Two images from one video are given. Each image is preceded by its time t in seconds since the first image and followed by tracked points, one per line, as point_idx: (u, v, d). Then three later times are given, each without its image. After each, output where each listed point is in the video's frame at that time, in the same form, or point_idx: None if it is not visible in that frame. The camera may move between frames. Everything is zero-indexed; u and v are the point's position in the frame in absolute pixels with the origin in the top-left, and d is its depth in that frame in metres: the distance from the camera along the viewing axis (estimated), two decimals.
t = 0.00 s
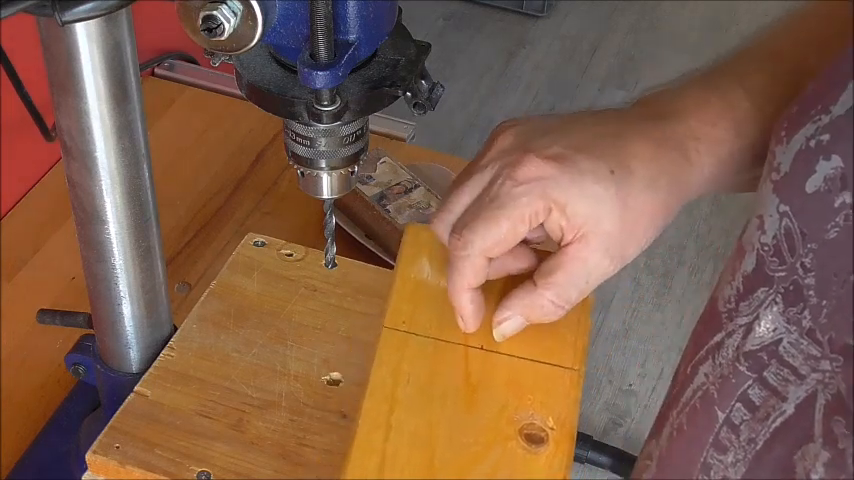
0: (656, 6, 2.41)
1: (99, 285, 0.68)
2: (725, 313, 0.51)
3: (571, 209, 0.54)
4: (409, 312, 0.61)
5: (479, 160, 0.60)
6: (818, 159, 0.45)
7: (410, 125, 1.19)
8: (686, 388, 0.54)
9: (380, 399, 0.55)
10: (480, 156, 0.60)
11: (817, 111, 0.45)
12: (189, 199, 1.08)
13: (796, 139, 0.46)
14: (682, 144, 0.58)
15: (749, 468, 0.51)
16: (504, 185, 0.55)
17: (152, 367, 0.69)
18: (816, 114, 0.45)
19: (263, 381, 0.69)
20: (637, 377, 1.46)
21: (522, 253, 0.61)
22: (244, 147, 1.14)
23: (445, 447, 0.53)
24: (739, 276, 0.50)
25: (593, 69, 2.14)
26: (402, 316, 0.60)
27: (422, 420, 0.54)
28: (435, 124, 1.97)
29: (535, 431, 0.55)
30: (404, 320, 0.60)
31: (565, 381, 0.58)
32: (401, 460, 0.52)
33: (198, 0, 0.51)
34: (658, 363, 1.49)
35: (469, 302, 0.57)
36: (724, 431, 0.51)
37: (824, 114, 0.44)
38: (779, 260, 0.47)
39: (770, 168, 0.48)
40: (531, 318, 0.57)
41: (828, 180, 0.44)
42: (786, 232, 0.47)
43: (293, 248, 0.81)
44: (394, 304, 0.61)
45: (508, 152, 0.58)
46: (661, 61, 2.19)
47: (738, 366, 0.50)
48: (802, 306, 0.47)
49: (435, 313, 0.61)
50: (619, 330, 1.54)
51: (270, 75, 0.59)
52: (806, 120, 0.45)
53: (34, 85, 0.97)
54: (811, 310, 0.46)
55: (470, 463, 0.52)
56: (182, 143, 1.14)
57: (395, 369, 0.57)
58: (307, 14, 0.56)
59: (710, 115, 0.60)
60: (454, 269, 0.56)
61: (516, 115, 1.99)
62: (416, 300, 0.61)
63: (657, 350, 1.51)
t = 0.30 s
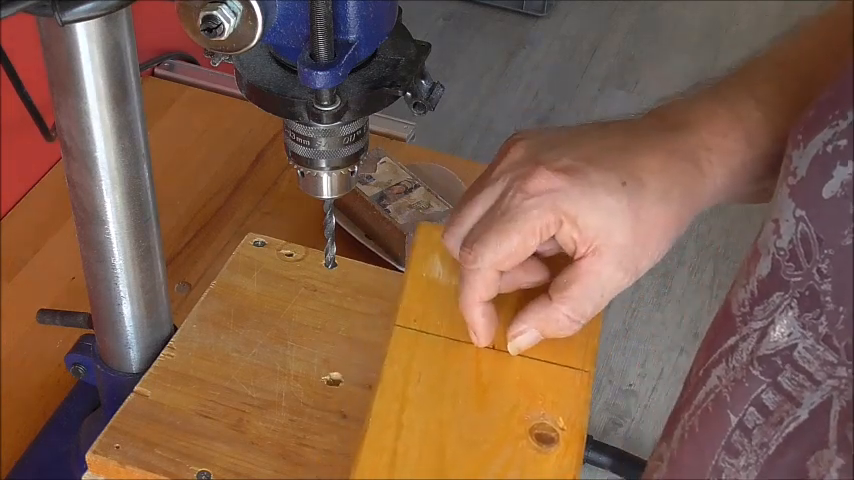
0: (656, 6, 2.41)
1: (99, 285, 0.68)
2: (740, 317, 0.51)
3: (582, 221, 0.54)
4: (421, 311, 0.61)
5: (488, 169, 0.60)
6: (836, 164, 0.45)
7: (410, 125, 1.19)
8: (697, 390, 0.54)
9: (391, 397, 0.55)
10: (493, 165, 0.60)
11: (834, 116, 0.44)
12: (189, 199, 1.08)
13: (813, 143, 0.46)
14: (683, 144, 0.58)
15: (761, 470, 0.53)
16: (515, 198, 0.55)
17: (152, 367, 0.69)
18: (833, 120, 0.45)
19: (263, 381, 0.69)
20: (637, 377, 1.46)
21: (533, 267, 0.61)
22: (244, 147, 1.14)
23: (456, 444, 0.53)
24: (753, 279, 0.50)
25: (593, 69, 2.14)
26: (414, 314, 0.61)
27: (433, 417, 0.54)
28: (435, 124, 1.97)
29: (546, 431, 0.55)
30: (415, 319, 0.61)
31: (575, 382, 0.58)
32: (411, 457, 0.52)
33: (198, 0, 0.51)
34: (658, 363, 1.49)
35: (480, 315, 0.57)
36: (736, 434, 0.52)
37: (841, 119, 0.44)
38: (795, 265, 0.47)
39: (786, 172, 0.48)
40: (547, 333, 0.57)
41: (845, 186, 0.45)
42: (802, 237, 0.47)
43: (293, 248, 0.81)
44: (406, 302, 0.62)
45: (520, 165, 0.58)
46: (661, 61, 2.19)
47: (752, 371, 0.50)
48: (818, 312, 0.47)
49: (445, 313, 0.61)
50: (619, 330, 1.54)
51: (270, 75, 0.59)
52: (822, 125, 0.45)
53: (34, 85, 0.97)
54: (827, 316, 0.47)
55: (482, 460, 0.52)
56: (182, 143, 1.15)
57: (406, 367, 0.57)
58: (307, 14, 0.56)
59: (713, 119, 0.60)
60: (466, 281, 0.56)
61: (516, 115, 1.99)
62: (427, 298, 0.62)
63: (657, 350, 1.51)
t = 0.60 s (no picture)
0: (656, 6, 2.41)
1: (99, 285, 0.68)
2: (743, 323, 0.51)
3: (582, 230, 0.54)
4: (423, 320, 0.61)
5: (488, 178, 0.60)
6: (839, 171, 0.45)
7: (410, 125, 1.19)
8: (701, 396, 0.54)
9: (394, 405, 0.55)
10: (493, 174, 0.60)
11: (838, 122, 0.45)
12: (189, 199, 1.08)
13: (817, 148, 0.46)
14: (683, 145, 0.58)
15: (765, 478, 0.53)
16: (514, 207, 0.56)
17: (152, 367, 0.69)
18: (837, 126, 0.45)
19: (263, 381, 0.69)
20: (637, 377, 1.46)
21: (536, 275, 0.61)
22: (245, 147, 1.14)
23: (458, 453, 0.53)
24: (756, 286, 0.50)
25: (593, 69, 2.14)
26: (416, 324, 0.61)
27: (435, 426, 0.54)
28: (435, 124, 1.97)
29: (548, 440, 0.54)
30: (418, 328, 0.61)
31: (578, 392, 0.58)
32: (414, 465, 0.52)
33: (198, 0, 0.51)
34: (658, 362, 1.49)
35: (480, 324, 0.58)
36: (740, 441, 0.52)
37: (845, 125, 0.44)
38: (798, 271, 0.48)
39: (789, 178, 0.48)
40: (549, 343, 0.57)
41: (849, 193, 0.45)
42: (806, 244, 0.47)
43: (293, 248, 0.81)
44: (408, 311, 0.62)
45: (518, 175, 0.58)
46: (661, 62, 2.19)
47: (755, 378, 0.50)
48: (822, 319, 0.47)
49: (447, 322, 0.61)
50: (619, 330, 1.54)
51: (270, 75, 0.59)
52: (825, 131, 0.45)
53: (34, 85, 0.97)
54: (831, 324, 0.47)
55: (484, 469, 0.52)
56: (182, 143, 1.15)
57: (409, 376, 0.57)
58: (307, 14, 0.56)
59: (714, 124, 0.59)
60: (467, 289, 0.57)
61: (516, 115, 1.99)
62: (430, 307, 0.62)
63: (657, 350, 1.51)
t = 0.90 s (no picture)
0: (656, 6, 2.41)
1: (99, 285, 0.68)
2: (740, 326, 0.52)
3: (580, 230, 0.54)
4: (423, 319, 0.61)
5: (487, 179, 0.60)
6: (833, 173, 0.45)
7: (410, 125, 1.19)
8: (700, 399, 0.55)
9: (394, 404, 0.55)
10: (492, 174, 0.60)
11: (833, 125, 0.45)
12: (189, 199, 1.08)
13: (812, 151, 0.47)
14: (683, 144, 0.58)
15: None
16: (513, 206, 0.55)
17: (152, 367, 0.69)
18: (832, 128, 0.45)
19: (263, 381, 0.69)
20: (637, 377, 1.46)
21: (535, 274, 0.61)
22: (245, 147, 1.14)
23: (458, 452, 0.53)
24: (753, 289, 0.51)
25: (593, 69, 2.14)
26: (416, 323, 0.61)
27: (435, 425, 0.54)
28: (435, 124, 1.97)
29: (547, 439, 0.54)
30: (418, 328, 0.61)
31: (578, 391, 0.58)
32: (414, 465, 0.52)
33: (198, 0, 0.51)
34: (658, 362, 1.49)
35: (479, 324, 0.57)
36: (741, 444, 0.53)
37: (840, 128, 0.45)
38: (793, 273, 0.48)
39: (785, 181, 0.49)
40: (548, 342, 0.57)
41: (843, 194, 0.45)
42: (800, 245, 0.48)
43: (293, 248, 0.81)
44: (408, 310, 0.62)
45: (517, 175, 0.58)
46: (661, 62, 2.19)
47: (753, 380, 0.51)
48: (817, 321, 0.48)
49: (447, 321, 0.61)
50: (619, 330, 1.54)
51: (270, 75, 0.59)
52: (821, 133, 0.46)
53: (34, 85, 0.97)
54: (826, 325, 0.47)
55: (484, 468, 0.52)
56: (182, 143, 1.15)
57: (409, 375, 0.57)
58: (307, 14, 0.56)
59: (715, 121, 0.59)
60: (467, 289, 0.57)
61: (515, 115, 1.99)
62: (430, 306, 0.62)
63: (656, 350, 1.51)
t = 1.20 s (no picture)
0: (656, 6, 2.41)
1: (98, 285, 0.68)
2: (731, 335, 0.52)
3: (570, 228, 0.54)
4: (415, 320, 0.61)
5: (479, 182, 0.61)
6: (814, 176, 0.46)
7: (410, 125, 1.19)
8: (695, 411, 0.55)
9: (385, 403, 0.55)
10: (484, 177, 0.60)
11: (814, 130, 0.46)
12: (189, 199, 1.08)
13: (794, 157, 0.47)
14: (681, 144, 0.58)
15: None
16: (504, 207, 0.56)
17: (152, 367, 0.69)
18: (812, 133, 0.46)
19: (263, 381, 0.69)
20: (636, 377, 1.46)
21: (527, 274, 0.61)
22: (245, 147, 1.14)
23: (449, 450, 0.53)
24: (742, 297, 0.51)
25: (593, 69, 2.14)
26: (407, 324, 0.61)
27: (426, 423, 0.54)
28: (435, 124, 1.97)
29: (538, 436, 0.55)
30: (409, 328, 0.61)
31: (569, 388, 0.58)
32: (405, 463, 0.52)
33: (198, 0, 0.51)
34: (658, 362, 1.49)
35: (469, 324, 0.57)
36: (738, 452, 0.53)
37: (821, 132, 0.46)
38: (779, 278, 0.49)
39: (767, 189, 0.49)
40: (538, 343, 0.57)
41: (825, 196, 0.46)
42: (786, 249, 0.48)
43: (293, 248, 0.81)
44: (400, 312, 0.62)
45: (510, 175, 0.59)
46: (661, 61, 2.19)
47: (746, 387, 0.51)
48: (806, 323, 0.48)
49: (439, 321, 0.61)
50: (619, 330, 1.54)
51: (270, 75, 0.59)
52: (802, 138, 0.47)
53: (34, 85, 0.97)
54: (816, 326, 0.48)
55: (476, 465, 0.52)
56: (182, 143, 1.15)
57: (400, 374, 0.57)
58: (307, 14, 0.56)
59: (714, 122, 0.59)
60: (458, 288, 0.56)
61: (515, 115, 1.99)
62: (422, 308, 0.62)
63: (656, 350, 1.51)
